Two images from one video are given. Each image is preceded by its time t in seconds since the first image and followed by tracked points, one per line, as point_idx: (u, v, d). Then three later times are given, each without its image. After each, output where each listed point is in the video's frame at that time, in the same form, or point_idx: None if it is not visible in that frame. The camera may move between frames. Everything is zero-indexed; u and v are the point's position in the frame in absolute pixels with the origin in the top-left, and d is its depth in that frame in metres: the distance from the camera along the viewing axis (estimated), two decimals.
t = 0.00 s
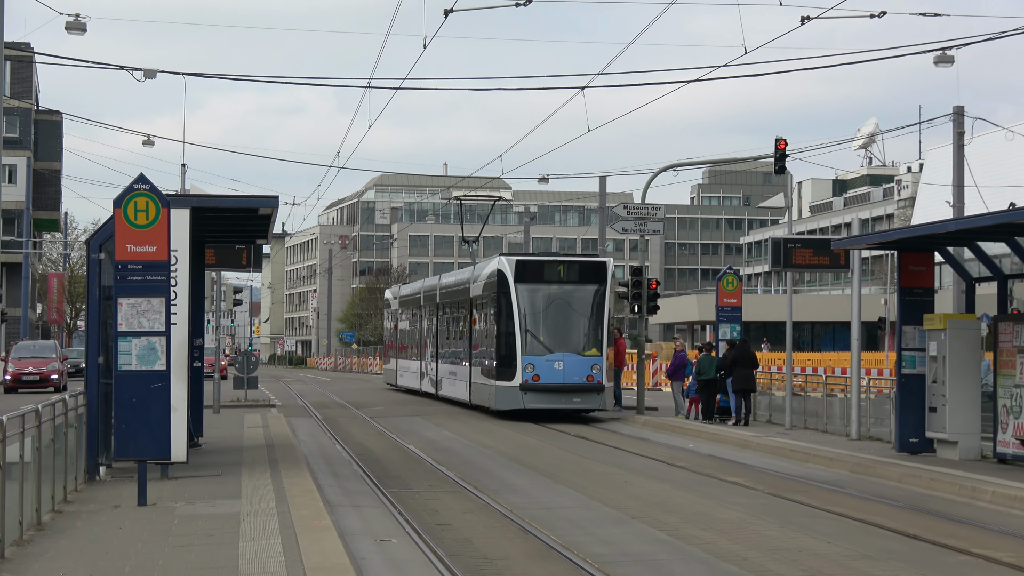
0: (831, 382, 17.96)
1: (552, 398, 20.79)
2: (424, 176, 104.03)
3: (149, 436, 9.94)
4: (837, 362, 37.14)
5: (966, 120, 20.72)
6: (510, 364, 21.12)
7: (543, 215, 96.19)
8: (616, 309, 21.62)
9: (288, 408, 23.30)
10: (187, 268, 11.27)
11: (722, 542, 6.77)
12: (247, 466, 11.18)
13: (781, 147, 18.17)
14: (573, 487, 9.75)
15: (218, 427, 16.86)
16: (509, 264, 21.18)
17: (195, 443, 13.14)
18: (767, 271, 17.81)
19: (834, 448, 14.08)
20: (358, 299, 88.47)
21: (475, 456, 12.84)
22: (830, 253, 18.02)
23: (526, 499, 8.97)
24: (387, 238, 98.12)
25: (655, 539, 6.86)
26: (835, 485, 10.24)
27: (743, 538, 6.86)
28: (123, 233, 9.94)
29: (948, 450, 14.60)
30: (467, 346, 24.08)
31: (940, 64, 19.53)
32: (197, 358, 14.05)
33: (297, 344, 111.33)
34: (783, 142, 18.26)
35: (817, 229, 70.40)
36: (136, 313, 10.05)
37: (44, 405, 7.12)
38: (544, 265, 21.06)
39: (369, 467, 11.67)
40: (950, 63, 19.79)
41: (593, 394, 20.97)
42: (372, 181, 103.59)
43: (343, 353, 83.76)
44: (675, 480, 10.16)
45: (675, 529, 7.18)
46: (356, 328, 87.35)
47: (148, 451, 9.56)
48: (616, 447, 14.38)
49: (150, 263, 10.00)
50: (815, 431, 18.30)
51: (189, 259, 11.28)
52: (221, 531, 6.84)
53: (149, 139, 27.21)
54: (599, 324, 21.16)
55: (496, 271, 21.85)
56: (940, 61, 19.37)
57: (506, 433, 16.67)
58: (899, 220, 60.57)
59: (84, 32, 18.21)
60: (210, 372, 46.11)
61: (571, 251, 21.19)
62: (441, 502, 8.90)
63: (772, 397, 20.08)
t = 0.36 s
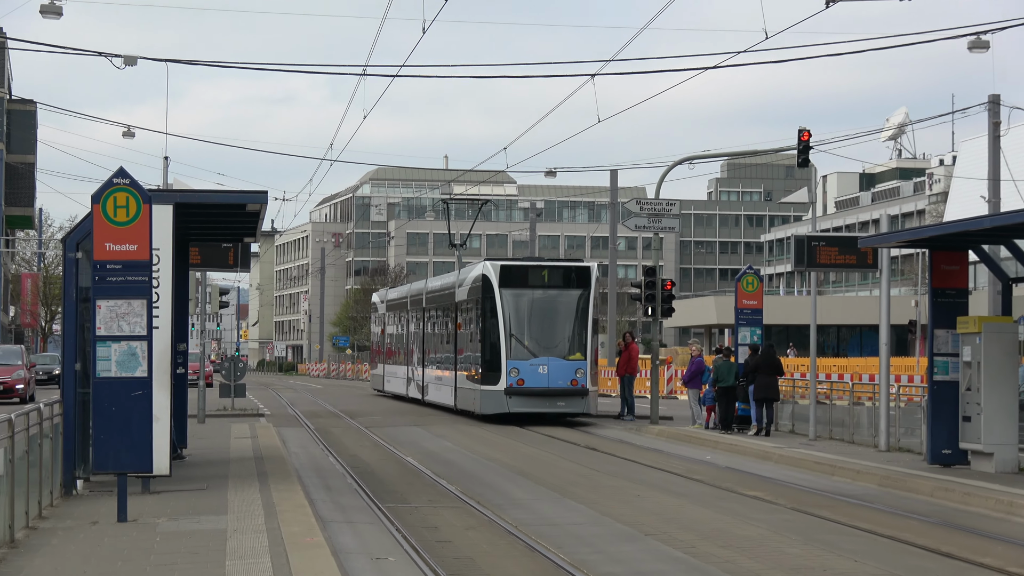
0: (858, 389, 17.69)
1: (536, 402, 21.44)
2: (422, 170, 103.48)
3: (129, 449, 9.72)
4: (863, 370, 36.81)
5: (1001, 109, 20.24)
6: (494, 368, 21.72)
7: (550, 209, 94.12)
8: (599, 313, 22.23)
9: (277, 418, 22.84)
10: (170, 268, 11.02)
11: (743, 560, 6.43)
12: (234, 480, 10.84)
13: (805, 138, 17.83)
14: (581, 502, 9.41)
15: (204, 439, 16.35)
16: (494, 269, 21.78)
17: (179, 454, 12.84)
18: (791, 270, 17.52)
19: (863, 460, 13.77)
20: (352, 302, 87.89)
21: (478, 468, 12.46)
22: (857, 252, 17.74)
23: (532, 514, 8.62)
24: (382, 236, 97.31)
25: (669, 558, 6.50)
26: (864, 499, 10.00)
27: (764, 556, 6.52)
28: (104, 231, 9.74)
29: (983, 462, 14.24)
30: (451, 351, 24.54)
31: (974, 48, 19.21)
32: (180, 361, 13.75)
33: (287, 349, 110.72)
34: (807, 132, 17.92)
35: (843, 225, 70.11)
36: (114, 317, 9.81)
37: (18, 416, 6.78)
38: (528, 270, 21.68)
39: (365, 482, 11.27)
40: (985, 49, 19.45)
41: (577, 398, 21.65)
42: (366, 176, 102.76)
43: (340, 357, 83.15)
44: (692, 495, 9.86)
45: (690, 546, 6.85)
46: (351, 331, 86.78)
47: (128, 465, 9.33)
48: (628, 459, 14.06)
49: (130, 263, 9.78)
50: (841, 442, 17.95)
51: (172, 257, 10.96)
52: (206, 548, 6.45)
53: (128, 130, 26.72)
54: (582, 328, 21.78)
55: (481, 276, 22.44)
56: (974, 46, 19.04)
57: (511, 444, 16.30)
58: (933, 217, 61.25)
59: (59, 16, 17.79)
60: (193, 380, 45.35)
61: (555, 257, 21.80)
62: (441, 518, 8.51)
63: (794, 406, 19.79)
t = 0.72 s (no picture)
0: (887, 398, 17.30)
1: (519, 406, 22.31)
2: (415, 163, 102.82)
3: (110, 458, 9.63)
4: (893, 376, 36.39)
5: None
6: (477, 372, 22.53)
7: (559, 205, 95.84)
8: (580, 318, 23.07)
9: (266, 428, 22.55)
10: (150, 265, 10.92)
11: None
12: (220, 493, 10.60)
13: (831, 129, 17.48)
14: (591, 517, 9.19)
15: (189, 450, 15.95)
16: (477, 275, 22.61)
17: (161, 466, 12.69)
18: (817, 268, 17.24)
19: (894, 473, 13.55)
20: (346, 304, 87.48)
21: (480, 482, 12.14)
22: (884, 251, 17.40)
23: (538, 531, 8.37)
24: (377, 233, 97.10)
25: None
26: (889, 515, 9.98)
27: None
28: (81, 229, 9.67)
29: (1018, 473, 13.87)
30: (435, 355, 25.21)
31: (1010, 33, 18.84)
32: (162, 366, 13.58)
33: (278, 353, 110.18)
34: (832, 123, 17.66)
35: (871, 222, 69.55)
36: (94, 321, 9.76)
37: None
38: (511, 276, 22.55)
39: (360, 496, 10.93)
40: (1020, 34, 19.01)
41: (559, 402, 22.55)
42: (361, 169, 102.34)
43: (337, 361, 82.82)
44: (712, 511, 9.71)
45: (708, 566, 6.70)
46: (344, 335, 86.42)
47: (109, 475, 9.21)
48: (639, 471, 13.77)
49: (109, 262, 9.74)
50: (870, 453, 17.56)
51: (154, 257, 10.61)
52: (193, 565, 6.18)
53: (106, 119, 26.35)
54: (563, 332, 22.62)
55: (464, 281, 23.27)
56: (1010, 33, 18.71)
57: (514, 456, 15.98)
58: (967, 213, 60.22)
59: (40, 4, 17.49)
60: (176, 386, 44.80)
61: (537, 263, 22.69)
62: (440, 534, 8.21)
63: (820, 414, 19.36)
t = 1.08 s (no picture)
0: (921, 408, 16.96)
1: (504, 412, 23.06)
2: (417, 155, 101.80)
3: (86, 469, 9.42)
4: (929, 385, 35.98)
5: None
6: (461, 377, 23.27)
7: (569, 201, 95.87)
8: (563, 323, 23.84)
9: (256, 438, 22.20)
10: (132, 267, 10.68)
11: None
12: (208, 507, 10.38)
13: (860, 119, 17.12)
14: (607, 536, 9.17)
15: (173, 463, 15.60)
16: (462, 280, 23.31)
17: (145, 478, 12.44)
18: (847, 268, 16.96)
19: (927, 487, 13.46)
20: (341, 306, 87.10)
21: (484, 496, 11.88)
22: (918, 250, 17.12)
23: (548, 550, 8.47)
24: (375, 232, 96.85)
25: None
26: (924, 533, 10.10)
27: None
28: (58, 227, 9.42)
29: None
30: (422, 360, 25.76)
31: None
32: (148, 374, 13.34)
33: (274, 354, 109.53)
34: (861, 113, 17.32)
35: (902, 219, 68.89)
36: (70, 324, 9.49)
37: None
38: (496, 281, 23.28)
39: (357, 512, 10.61)
40: None
41: (543, 408, 23.29)
42: (358, 162, 101.80)
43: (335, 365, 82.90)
44: (735, 528, 9.80)
45: None
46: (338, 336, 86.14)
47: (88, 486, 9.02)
48: (653, 485, 13.52)
49: (87, 261, 9.47)
50: (903, 466, 17.25)
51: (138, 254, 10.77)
52: None
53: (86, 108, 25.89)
54: (546, 338, 23.38)
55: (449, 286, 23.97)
56: None
57: (522, 468, 15.72)
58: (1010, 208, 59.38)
59: None
60: (161, 393, 44.48)
61: (522, 268, 23.43)
62: (445, 554, 8.21)
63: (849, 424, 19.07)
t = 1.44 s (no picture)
0: (949, 415, 16.71)
1: (486, 414, 23.64)
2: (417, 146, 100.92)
3: (68, 478, 9.24)
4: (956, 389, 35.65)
5: None
6: (443, 380, 23.82)
7: (578, 195, 94.18)
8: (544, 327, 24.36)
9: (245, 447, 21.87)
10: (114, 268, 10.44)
11: None
12: (197, 519, 10.19)
13: (885, 109, 16.86)
14: (617, 550, 9.01)
15: (163, 472, 15.34)
16: (444, 285, 23.83)
17: (128, 487, 12.21)
18: (871, 266, 16.73)
19: (953, 497, 13.29)
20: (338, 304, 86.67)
21: (488, 507, 11.70)
22: (945, 247, 16.84)
23: (555, 563, 8.36)
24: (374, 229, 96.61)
25: None
26: (953, 546, 10.00)
27: None
28: (37, 222, 9.15)
29: None
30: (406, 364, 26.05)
31: None
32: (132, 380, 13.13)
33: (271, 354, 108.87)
34: (887, 103, 16.99)
35: (931, 213, 67.93)
36: (52, 326, 9.24)
37: None
38: (477, 286, 23.81)
39: (354, 523, 10.41)
40: None
41: (523, 410, 23.87)
42: (358, 152, 101.22)
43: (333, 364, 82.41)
44: (753, 540, 9.68)
45: None
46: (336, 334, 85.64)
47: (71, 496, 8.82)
48: (666, 495, 13.31)
49: (68, 259, 9.22)
50: (930, 475, 17.00)
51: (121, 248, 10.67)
52: None
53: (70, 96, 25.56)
54: (527, 341, 23.92)
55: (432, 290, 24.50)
56: None
57: (527, 478, 15.47)
58: None
59: None
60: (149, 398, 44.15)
61: (502, 273, 23.95)
62: (446, 567, 8.10)
63: (873, 431, 18.83)
